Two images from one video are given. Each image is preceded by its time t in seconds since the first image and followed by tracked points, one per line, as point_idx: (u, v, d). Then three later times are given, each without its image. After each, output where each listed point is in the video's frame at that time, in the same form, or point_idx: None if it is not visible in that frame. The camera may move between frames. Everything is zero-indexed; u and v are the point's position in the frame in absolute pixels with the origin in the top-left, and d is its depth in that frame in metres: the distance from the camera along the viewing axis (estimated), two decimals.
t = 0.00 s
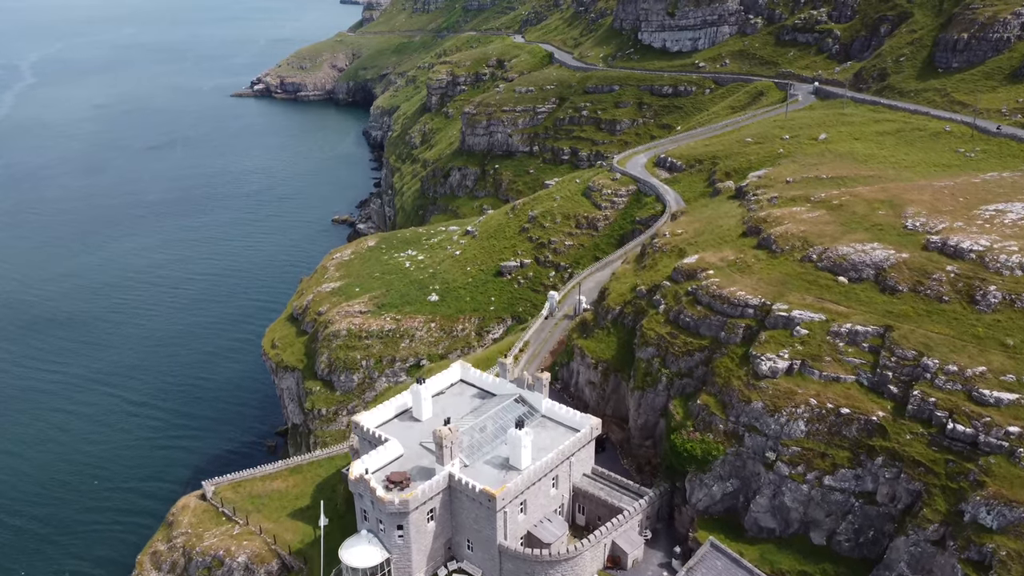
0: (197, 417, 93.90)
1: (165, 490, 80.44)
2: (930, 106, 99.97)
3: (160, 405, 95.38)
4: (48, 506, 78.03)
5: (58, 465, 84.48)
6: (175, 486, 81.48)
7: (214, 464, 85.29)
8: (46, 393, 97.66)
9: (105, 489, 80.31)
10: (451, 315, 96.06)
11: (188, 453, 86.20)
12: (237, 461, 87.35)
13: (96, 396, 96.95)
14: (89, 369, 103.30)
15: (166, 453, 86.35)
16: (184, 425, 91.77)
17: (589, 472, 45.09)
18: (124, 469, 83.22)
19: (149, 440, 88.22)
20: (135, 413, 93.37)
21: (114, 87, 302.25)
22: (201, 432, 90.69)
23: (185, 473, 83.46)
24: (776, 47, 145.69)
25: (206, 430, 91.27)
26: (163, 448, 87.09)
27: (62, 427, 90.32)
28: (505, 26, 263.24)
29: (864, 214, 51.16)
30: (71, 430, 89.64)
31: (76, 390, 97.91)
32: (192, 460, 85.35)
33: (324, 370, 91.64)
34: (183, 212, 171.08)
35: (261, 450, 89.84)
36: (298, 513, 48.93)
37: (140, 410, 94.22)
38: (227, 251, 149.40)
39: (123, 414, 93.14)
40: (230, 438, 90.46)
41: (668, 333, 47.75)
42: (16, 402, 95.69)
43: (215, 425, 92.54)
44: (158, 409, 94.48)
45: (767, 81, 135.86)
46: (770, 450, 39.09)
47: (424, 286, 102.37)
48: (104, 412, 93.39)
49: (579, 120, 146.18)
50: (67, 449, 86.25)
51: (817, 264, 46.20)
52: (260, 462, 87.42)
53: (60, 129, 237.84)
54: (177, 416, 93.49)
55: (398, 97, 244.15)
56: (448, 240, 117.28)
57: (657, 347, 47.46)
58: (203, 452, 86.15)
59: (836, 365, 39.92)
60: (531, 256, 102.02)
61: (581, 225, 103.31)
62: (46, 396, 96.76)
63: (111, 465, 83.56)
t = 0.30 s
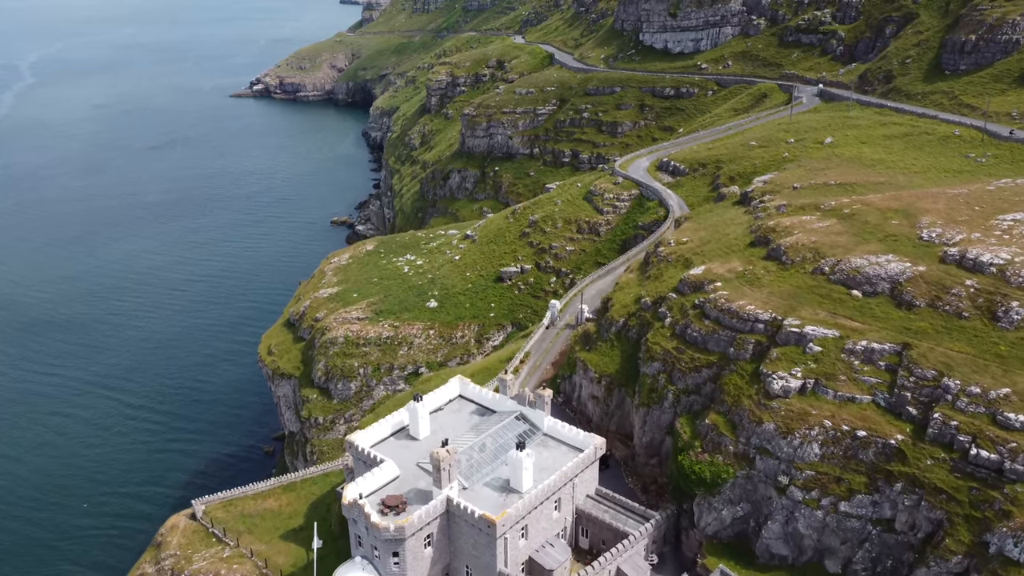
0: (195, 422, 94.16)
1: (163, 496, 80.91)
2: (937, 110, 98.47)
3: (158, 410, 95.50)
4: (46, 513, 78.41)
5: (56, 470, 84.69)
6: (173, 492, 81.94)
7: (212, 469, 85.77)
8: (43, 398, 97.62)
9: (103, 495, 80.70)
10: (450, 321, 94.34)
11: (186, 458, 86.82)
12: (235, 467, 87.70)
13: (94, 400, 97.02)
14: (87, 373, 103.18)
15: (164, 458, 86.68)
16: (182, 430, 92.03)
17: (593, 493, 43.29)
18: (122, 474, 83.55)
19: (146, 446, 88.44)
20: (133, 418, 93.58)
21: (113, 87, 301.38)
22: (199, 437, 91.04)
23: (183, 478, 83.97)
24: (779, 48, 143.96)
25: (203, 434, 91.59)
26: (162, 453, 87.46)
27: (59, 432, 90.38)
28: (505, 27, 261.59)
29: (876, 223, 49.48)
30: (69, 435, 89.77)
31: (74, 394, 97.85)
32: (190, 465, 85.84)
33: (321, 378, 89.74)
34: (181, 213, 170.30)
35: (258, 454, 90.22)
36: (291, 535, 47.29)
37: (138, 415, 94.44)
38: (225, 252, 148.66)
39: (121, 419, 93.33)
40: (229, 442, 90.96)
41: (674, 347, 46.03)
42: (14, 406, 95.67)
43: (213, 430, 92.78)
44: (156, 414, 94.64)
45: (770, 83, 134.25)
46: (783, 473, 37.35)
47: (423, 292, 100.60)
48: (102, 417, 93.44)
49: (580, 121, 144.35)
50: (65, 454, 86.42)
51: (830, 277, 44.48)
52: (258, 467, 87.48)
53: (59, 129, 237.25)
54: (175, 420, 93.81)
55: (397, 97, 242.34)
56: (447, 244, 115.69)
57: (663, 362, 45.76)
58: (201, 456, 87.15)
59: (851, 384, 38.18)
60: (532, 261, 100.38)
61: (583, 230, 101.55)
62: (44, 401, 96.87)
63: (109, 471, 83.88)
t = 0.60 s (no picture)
0: (191, 427, 93.11)
1: (160, 502, 80.46)
2: (945, 113, 96.95)
3: (155, 413, 94.82)
4: (43, 519, 77.96)
5: (53, 475, 84.20)
6: (171, 497, 81.44)
7: (209, 474, 85.34)
8: (40, 401, 96.89)
9: (100, 500, 80.28)
10: (449, 328, 92.65)
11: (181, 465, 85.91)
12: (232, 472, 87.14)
13: (92, 403, 96.34)
14: (85, 376, 102.46)
15: (162, 463, 86.16)
16: (180, 433, 91.36)
17: (597, 516, 41.57)
18: (119, 479, 83.07)
19: (144, 450, 87.83)
20: (131, 421, 92.93)
21: (112, 86, 300.26)
22: (197, 441, 90.35)
23: (181, 482, 83.48)
24: (782, 49, 142.31)
25: (201, 437, 90.93)
26: (159, 457, 86.90)
27: (56, 436, 89.75)
28: (505, 27, 260.04)
29: (890, 233, 47.79)
30: (67, 439, 89.14)
31: (70, 398, 96.98)
32: (187, 470, 85.41)
33: (318, 387, 88.09)
34: (179, 213, 169.32)
35: (256, 459, 89.57)
36: (283, 558, 45.77)
37: (137, 417, 93.77)
38: (224, 252, 147.74)
39: (119, 421, 92.66)
40: (227, 446, 90.47)
41: (681, 363, 44.31)
42: (9, 411, 94.72)
43: (211, 433, 92.17)
44: (154, 417, 93.93)
45: (773, 85, 132.66)
46: (797, 499, 35.57)
47: (421, 298, 98.76)
48: (99, 420, 92.73)
49: (581, 123, 142.83)
50: (62, 458, 85.85)
51: (843, 291, 42.83)
52: (255, 474, 86.81)
53: (57, 128, 236.29)
54: (174, 423, 93.16)
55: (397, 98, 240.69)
56: (446, 248, 114.03)
57: (669, 379, 44.04)
58: (197, 462, 86.39)
59: (867, 406, 36.46)
60: (532, 267, 98.58)
61: (584, 235, 99.83)
62: (41, 404, 96.22)
63: (106, 476, 83.41)
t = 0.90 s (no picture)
0: (187, 434, 91.77)
1: (157, 506, 79.70)
2: (953, 116, 95.37)
3: (153, 417, 93.84)
4: (39, 525, 77.08)
5: (49, 480, 83.26)
6: (168, 502, 80.73)
7: (207, 479, 84.56)
8: (36, 405, 95.82)
9: (97, 505, 79.54)
10: (449, 335, 90.88)
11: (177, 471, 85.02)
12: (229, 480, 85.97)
13: (88, 406, 95.26)
14: (81, 379, 101.39)
15: (160, 468, 85.32)
16: (177, 436, 90.44)
17: (601, 541, 39.79)
18: (116, 485, 82.16)
19: (141, 455, 86.91)
20: (128, 425, 91.97)
21: (110, 86, 298.72)
22: (195, 445, 89.50)
23: (177, 489, 82.44)
24: (786, 51, 140.42)
25: (199, 442, 90.05)
26: (156, 462, 86.00)
27: (53, 441, 88.74)
28: (505, 27, 258.36)
29: (905, 244, 46.04)
30: (63, 443, 88.13)
31: (65, 402, 95.74)
32: (185, 475, 84.64)
33: (315, 395, 86.40)
34: (178, 214, 168.06)
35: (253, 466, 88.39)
36: None
37: (134, 421, 92.79)
38: (222, 253, 146.74)
39: (117, 426, 91.70)
40: (224, 451, 89.55)
41: (688, 381, 42.55)
42: (3, 416, 93.50)
43: (208, 438, 91.28)
44: (152, 421, 92.96)
45: (777, 87, 130.92)
46: (812, 527, 33.80)
47: (420, 304, 96.96)
48: (96, 424, 91.74)
49: (582, 126, 141.19)
50: (56, 465, 84.74)
51: (857, 306, 41.11)
52: (252, 481, 85.82)
53: (56, 128, 234.99)
54: (172, 426, 92.23)
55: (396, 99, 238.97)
56: (446, 253, 112.35)
57: (676, 397, 42.29)
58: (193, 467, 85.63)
59: (886, 429, 34.70)
60: (533, 273, 96.69)
61: (586, 240, 98.02)
62: (38, 408, 95.16)
63: (104, 481, 82.58)
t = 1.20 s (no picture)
0: (184, 439, 90.43)
1: (154, 512, 78.63)
2: (961, 119, 93.75)
3: (150, 423, 92.58)
4: (34, 531, 75.80)
5: (44, 486, 81.97)
6: (164, 508, 79.53)
7: (203, 485, 83.48)
8: (31, 409, 94.46)
9: (93, 511, 78.34)
10: (448, 343, 89.15)
11: (173, 478, 83.62)
12: (226, 487, 84.75)
13: (85, 411, 93.95)
14: (78, 383, 100.02)
15: (156, 474, 84.11)
16: (174, 442, 89.23)
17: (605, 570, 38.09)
18: (111, 492, 80.74)
19: (137, 460, 85.71)
20: (124, 430, 90.72)
21: (109, 86, 297.09)
22: (191, 451, 88.33)
23: (174, 496, 81.16)
24: (789, 52, 138.62)
25: (196, 447, 88.86)
26: (153, 468, 84.80)
27: (48, 446, 87.41)
28: (505, 28, 256.88)
29: (920, 257, 44.32)
30: (58, 448, 86.81)
31: (61, 407, 94.37)
32: (182, 480, 83.51)
33: (311, 404, 84.54)
34: (176, 215, 166.70)
35: (250, 473, 87.17)
36: None
37: (130, 426, 91.49)
38: (221, 254, 145.44)
39: (113, 431, 90.44)
40: (221, 457, 88.36)
41: (697, 400, 40.79)
42: None
43: (204, 443, 90.05)
44: (148, 426, 91.70)
45: (781, 89, 129.24)
46: (829, 558, 32.15)
47: (419, 310, 95.18)
48: (92, 429, 90.45)
49: (583, 128, 139.62)
50: (51, 471, 83.38)
51: (874, 322, 39.39)
52: (249, 487, 84.71)
53: (54, 128, 233.50)
54: (168, 432, 90.99)
55: (396, 99, 237.48)
56: (445, 258, 110.62)
57: (684, 416, 40.55)
58: (189, 475, 84.31)
59: (906, 455, 32.98)
60: (534, 279, 94.88)
61: (587, 246, 96.22)
62: (33, 412, 93.79)
63: (100, 486, 81.33)
